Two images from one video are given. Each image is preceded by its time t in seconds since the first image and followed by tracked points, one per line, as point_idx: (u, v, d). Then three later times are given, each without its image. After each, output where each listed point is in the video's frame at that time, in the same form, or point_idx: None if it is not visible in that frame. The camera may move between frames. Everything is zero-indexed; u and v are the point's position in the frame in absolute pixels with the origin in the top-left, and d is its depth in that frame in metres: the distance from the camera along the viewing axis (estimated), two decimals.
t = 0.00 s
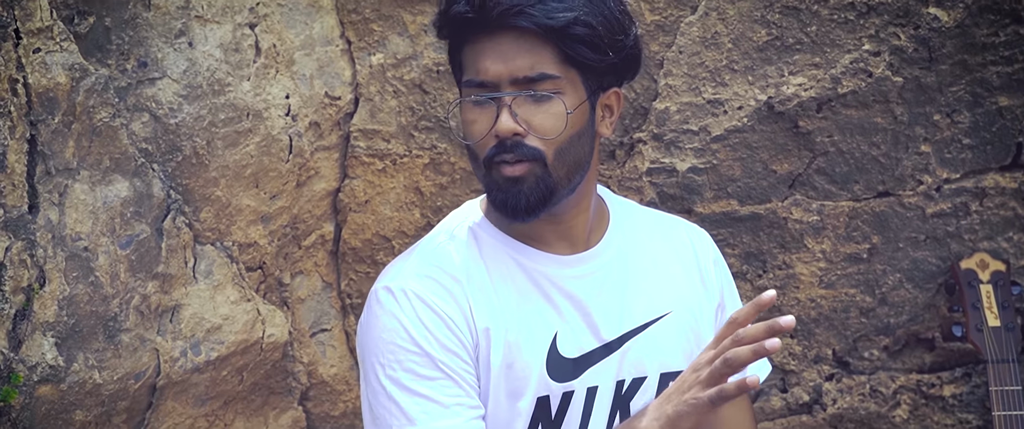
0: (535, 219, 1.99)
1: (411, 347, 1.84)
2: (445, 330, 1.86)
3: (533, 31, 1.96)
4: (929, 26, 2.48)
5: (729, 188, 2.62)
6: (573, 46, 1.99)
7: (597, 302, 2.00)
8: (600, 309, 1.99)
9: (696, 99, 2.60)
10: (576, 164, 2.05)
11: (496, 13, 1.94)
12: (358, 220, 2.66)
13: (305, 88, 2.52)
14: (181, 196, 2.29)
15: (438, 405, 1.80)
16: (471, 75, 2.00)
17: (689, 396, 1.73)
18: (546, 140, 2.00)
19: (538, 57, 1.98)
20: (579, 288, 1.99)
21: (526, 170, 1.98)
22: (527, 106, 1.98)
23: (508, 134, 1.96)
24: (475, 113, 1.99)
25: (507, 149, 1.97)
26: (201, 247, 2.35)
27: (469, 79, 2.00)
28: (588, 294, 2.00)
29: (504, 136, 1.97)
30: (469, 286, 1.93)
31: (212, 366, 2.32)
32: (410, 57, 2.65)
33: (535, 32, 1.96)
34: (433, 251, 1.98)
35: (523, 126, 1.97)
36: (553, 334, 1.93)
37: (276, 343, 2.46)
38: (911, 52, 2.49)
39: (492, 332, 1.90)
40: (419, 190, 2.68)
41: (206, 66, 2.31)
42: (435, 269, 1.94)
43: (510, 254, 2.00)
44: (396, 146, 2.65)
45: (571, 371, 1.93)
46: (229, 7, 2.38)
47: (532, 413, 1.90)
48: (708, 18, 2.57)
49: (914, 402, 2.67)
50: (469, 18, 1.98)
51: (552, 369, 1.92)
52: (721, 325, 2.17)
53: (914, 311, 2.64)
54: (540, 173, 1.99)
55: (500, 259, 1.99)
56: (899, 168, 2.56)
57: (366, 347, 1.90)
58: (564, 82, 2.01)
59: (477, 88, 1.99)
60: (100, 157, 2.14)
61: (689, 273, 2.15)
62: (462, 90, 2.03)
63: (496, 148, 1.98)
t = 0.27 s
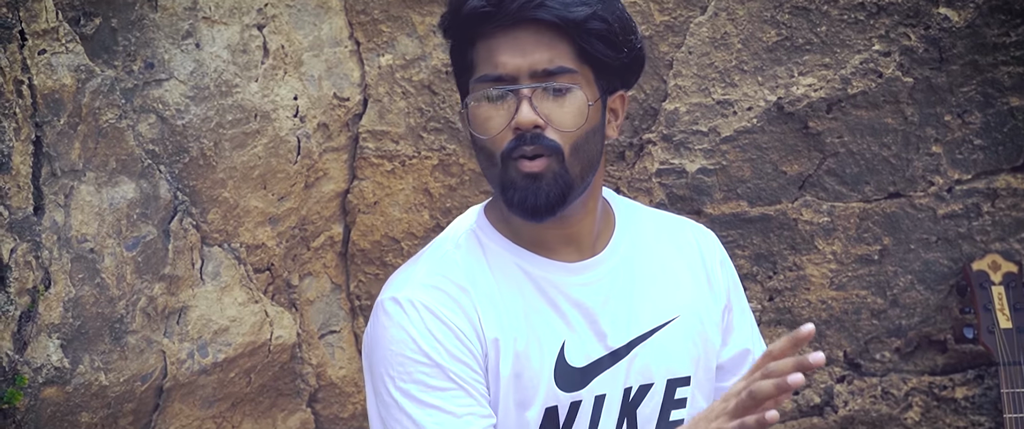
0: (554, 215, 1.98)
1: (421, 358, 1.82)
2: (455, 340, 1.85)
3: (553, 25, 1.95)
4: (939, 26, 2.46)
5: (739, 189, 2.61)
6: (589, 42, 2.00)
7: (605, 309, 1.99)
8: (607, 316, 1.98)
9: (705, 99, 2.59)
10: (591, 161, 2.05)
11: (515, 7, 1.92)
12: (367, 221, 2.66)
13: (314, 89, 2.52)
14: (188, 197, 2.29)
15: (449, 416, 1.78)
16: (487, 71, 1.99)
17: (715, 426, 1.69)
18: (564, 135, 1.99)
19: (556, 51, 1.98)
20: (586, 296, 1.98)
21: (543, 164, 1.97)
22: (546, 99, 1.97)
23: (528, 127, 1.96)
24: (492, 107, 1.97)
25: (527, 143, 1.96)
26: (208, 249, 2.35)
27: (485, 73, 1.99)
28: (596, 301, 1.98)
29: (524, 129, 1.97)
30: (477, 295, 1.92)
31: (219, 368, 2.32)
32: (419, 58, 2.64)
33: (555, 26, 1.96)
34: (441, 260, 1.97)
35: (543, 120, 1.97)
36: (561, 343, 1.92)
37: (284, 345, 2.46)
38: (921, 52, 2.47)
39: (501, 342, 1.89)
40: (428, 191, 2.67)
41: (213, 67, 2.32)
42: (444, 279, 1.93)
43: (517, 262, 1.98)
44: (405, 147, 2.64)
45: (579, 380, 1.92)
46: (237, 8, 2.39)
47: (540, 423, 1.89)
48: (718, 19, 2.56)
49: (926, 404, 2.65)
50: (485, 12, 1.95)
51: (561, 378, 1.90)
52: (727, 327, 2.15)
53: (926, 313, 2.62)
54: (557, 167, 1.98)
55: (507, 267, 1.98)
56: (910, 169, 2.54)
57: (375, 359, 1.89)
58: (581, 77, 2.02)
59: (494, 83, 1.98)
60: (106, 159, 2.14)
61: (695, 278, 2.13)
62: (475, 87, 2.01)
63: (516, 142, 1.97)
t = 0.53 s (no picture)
0: (564, 216, 1.96)
1: (422, 372, 1.82)
2: (455, 354, 1.85)
3: (558, 25, 1.96)
4: (944, 31, 2.45)
5: (743, 196, 2.60)
6: (592, 44, 2.01)
7: (605, 318, 1.96)
8: (608, 325, 1.96)
9: (709, 105, 2.58)
10: (597, 163, 2.04)
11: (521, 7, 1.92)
12: (370, 228, 2.65)
13: (316, 96, 2.52)
14: (190, 204, 2.29)
15: None
16: (492, 74, 1.97)
17: None
18: (573, 135, 1.98)
19: (561, 52, 1.98)
20: (586, 306, 1.95)
21: (552, 165, 1.96)
22: (554, 100, 1.97)
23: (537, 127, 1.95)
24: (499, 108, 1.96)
25: (537, 143, 1.95)
26: (210, 256, 2.35)
27: (490, 76, 1.97)
28: (596, 311, 1.96)
29: (532, 130, 1.95)
30: (477, 308, 1.91)
31: (221, 375, 2.32)
32: (423, 64, 2.62)
33: (559, 27, 1.97)
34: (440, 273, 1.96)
35: (551, 120, 1.96)
36: (562, 354, 1.90)
37: (286, 352, 2.45)
38: (926, 58, 2.46)
39: (501, 354, 1.88)
40: (432, 198, 2.66)
41: (215, 74, 2.31)
42: (443, 293, 1.92)
43: (516, 273, 1.96)
44: (408, 154, 2.63)
45: (580, 391, 1.89)
46: (240, 15, 2.39)
47: None
48: (722, 24, 2.55)
49: (932, 411, 2.63)
50: (489, 14, 1.95)
51: (562, 389, 1.88)
52: (729, 331, 2.11)
53: (932, 320, 2.61)
54: (566, 168, 1.96)
55: (507, 278, 1.96)
56: (915, 175, 2.53)
57: (376, 374, 1.89)
58: (585, 78, 2.02)
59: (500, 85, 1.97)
60: (107, 166, 2.14)
61: (696, 283, 2.10)
62: (480, 91, 2.00)
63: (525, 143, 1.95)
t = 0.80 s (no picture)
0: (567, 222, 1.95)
1: (416, 381, 1.82)
2: (449, 362, 1.84)
3: (557, 30, 1.96)
4: (944, 37, 2.44)
5: (743, 202, 2.59)
6: (591, 49, 2.01)
7: (601, 325, 1.95)
8: (603, 332, 1.94)
9: (709, 111, 2.57)
10: (596, 168, 2.03)
11: (520, 13, 1.92)
12: (369, 234, 2.65)
13: (315, 102, 2.52)
14: (187, 211, 2.28)
15: None
16: (491, 80, 1.96)
17: None
18: (573, 141, 1.98)
19: (560, 58, 1.98)
20: (581, 313, 1.94)
21: (553, 171, 1.95)
22: (554, 105, 1.96)
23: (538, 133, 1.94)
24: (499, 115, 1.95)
25: (538, 148, 1.95)
26: (208, 263, 2.34)
27: (490, 82, 1.96)
28: (591, 318, 1.94)
29: (532, 135, 1.95)
30: (471, 316, 1.90)
31: (219, 383, 2.31)
32: (422, 70, 2.61)
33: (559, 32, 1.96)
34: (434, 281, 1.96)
35: (552, 125, 1.95)
36: (557, 361, 1.89)
37: (285, 359, 2.45)
38: (926, 64, 2.46)
39: (495, 362, 1.87)
40: (431, 204, 2.64)
41: (213, 81, 2.31)
42: (437, 301, 1.92)
43: (511, 280, 1.96)
44: (407, 160, 2.62)
45: (576, 399, 1.88)
46: (238, 21, 2.38)
47: None
48: (721, 30, 2.55)
49: (933, 418, 2.62)
50: (488, 20, 1.94)
51: (557, 397, 1.87)
52: (726, 339, 2.10)
53: (933, 326, 2.60)
54: (568, 174, 1.95)
55: (501, 285, 1.95)
56: (916, 181, 2.52)
57: (371, 382, 1.89)
58: (584, 84, 2.02)
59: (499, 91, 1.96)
60: (104, 173, 2.13)
61: (692, 290, 2.09)
62: (479, 98, 1.99)
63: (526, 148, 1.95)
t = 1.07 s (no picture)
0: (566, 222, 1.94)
1: (404, 382, 1.81)
2: (437, 362, 1.83)
3: (556, 31, 1.96)
4: (938, 38, 2.44)
5: (737, 204, 2.59)
6: (587, 50, 2.01)
7: (590, 326, 1.94)
8: (593, 334, 1.94)
9: (703, 113, 2.57)
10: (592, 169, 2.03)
11: (519, 13, 1.92)
12: (364, 236, 2.64)
13: (310, 104, 2.51)
14: (180, 213, 2.28)
15: None
16: (490, 80, 1.96)
17: None
18: (572, 141, 1.97)
19: (559, 58, 1.98)
20: (570, 315, 1.94)
21: (553, 171, 1.94)
22: (554, 106, 1.95)
23: (538, 133, 1.93)
24: (498, 115, 1.94)
25: (539, 148, 1.94)
26: (201, 265, 2.34)
27: (488, 82, 1.96)
28: (581, 319, 1.94)
29: (532, 135, 1.94)
30: (460, 317, 1.90)
31: (212, 385, 2.30)
32: (417, 72, 2.61)
33: (557, 33, 1.97)
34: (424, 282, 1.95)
35: (552, 125, 1.95)
36: (546, 362, 1.88)
37: (278, 361, 2.44)
38: (920, 65, 2.46)
39: (484, 364, 1.86)
40: (425, 206, 2.64)
41: (207, 83, 2.30)
42: (426, 302, 1.91)
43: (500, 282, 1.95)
44: (402, 162, 2.61)
45: (565, 400, 1.88)
46: (232, 23, 2.38)
47: None
48: (716, 32, 2.55)
49: (929, 420, 2.62)
50: (486, 20, 1.93)
51: (546, 398, 1.87)
52: (717, 341, 2.09)
53: (929, 328, 2.59)
54: (567, 174, 1.95)
55: (491, 286, 1.95)
56: (911, 183, 2.52)
57: (358, 383, 1.88)
58: (581, 85, 2.02)
59: (499, 91, 1.95)
60: (97, 175, 2.13)
61: (682, 292, 2.08)
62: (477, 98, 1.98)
63: (526, 148, 1.94)
